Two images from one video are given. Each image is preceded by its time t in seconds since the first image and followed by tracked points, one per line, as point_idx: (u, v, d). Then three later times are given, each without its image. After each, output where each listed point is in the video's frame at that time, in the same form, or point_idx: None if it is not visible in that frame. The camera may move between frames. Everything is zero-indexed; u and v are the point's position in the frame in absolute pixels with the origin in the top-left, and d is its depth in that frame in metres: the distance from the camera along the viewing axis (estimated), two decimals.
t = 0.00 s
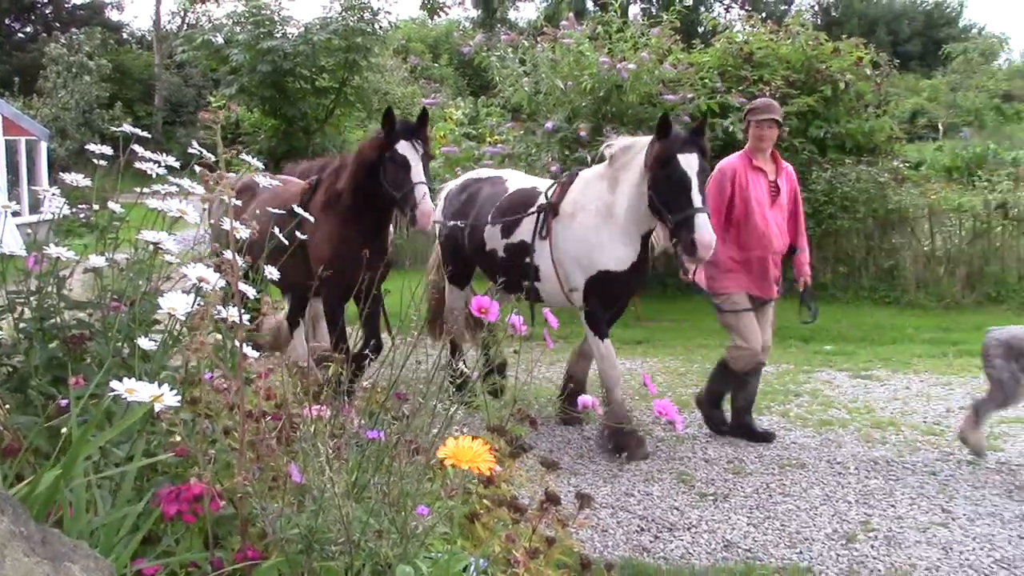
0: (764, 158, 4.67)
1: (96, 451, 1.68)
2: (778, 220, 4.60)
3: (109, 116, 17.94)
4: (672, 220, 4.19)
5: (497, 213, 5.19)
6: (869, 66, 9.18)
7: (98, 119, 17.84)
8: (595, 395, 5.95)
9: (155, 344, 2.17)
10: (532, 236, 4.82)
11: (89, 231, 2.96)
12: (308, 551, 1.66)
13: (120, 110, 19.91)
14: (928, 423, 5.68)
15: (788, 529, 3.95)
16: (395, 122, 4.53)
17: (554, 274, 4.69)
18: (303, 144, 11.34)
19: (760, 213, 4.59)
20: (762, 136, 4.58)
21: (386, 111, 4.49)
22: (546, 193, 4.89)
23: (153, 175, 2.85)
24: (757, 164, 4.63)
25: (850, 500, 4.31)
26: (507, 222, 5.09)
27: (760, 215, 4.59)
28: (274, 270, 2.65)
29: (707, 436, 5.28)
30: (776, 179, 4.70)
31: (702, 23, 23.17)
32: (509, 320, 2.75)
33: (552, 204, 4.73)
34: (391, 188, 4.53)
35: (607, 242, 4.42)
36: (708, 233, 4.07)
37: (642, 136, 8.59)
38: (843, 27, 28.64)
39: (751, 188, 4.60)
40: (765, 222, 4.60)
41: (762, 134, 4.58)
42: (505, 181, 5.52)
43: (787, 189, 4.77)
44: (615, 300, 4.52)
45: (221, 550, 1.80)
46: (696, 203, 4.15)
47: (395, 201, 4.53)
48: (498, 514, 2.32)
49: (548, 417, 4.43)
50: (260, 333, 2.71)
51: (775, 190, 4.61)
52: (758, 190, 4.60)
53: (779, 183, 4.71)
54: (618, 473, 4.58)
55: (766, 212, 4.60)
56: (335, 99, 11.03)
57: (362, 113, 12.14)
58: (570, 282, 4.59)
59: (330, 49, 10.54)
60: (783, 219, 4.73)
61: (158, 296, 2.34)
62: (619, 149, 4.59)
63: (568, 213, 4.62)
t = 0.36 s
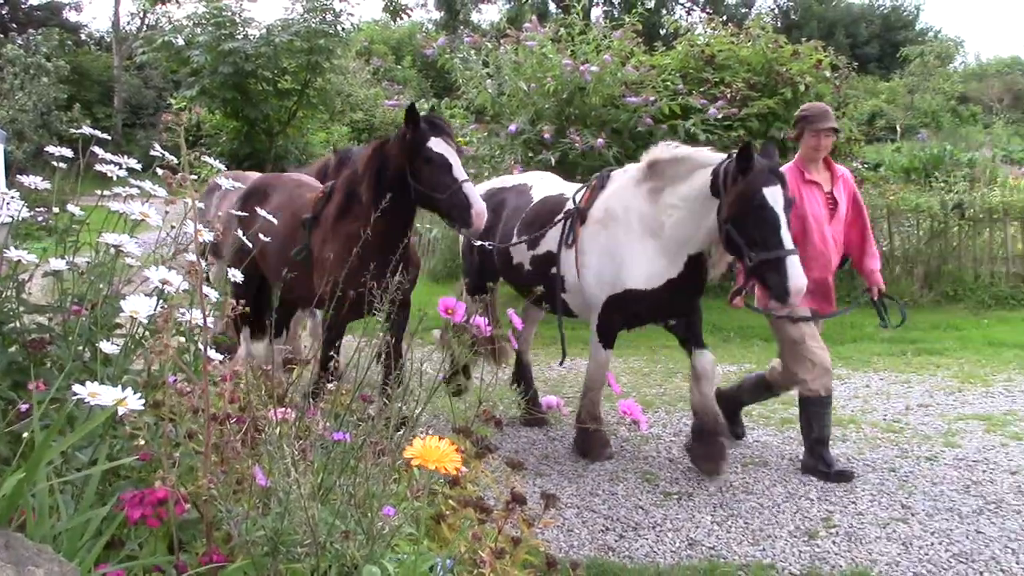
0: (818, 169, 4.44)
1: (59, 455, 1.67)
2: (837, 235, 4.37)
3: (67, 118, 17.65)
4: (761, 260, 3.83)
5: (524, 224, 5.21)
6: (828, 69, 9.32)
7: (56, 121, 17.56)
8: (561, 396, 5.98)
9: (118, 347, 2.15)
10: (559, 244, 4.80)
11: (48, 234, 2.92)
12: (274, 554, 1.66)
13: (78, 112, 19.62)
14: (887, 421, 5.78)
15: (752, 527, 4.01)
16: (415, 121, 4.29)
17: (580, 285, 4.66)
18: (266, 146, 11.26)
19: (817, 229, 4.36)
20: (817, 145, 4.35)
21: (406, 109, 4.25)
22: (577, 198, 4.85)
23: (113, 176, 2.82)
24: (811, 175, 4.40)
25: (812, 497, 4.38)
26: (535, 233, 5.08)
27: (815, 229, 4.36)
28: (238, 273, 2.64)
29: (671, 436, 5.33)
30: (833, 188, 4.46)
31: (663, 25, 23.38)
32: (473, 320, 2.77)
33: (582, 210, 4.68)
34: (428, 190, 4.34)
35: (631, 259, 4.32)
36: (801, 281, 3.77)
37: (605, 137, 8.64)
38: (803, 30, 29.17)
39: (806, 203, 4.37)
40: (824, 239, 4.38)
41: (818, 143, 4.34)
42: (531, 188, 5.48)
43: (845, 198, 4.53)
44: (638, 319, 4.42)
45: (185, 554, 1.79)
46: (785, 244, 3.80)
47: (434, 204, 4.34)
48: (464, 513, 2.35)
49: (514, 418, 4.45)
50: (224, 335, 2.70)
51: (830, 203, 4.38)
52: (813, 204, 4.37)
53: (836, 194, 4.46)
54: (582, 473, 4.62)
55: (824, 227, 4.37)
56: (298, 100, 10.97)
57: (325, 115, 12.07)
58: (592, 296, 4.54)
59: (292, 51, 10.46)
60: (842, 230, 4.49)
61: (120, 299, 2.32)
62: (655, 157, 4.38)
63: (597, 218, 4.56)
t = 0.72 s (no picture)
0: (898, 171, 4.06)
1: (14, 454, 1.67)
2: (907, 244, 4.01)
3: (23, 117, 17.34)
4: (840, 287, 3.67)
5: (557, 222, 4.83)
6: (787, 68, 9.45)
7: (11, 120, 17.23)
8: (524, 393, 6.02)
9: (75, 346, 2.15)
10: (597, 243, 4.41)
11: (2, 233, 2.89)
12: (233, 550, 1.67)
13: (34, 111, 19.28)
14: (845, 415, 5.90)
15: (713, 521, 4.07)
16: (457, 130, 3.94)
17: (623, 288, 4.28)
18: (227, 145, 11.17)
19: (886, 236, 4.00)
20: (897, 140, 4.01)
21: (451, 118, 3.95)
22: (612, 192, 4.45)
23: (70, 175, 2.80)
24: (886, 175, 4.04)
25: (772, 491, 4.45)
26: (570, 232, 4.70)
27: (886, 237, 4.00)
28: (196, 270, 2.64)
29: (634, 432, 5.39)
30: (910, 192, 4.08)
31: (625, 24, 23.56)
32: (434, 318, 2.72)
33: (619, 204, 4.27)
34: (467, 210, 4.03)
35: (692, 255, 3.91)
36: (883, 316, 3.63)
37: (568, 136, 8.69)
38: (764, 29, 29.61)
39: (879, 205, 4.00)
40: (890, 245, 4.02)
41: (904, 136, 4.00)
42: (565, 187, 5.08)
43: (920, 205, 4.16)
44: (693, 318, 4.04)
45: (143, 553, 1.79)
46: (869, 273, 3.64)
47: (471, 223, 4.04)
48: (425, 509, 2.36)
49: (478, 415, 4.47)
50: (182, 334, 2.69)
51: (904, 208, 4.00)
52: (886, 206, 4.00)
53: (912, 199, 4.08)
54: (545, 470, 4.65)
55: (893, 232, 4.01)
56: (259, 99, 10.89)
57: (287, 114, 11.98)
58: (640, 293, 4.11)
59: (253, 49, 10.38)
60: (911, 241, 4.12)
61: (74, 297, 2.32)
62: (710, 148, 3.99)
63: (639, 212, 4.14)
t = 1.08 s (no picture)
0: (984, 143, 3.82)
1: None
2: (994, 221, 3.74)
3: None
4: (922, 260, 3.36)
5: (582, 212, 4.53)
6: (739, 69, 9.61)
7: None
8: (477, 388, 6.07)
9: (22, 338, 2.16)
10: (632, 239, 4.10)
11: None
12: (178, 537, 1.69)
13: None
14: (790, 410, 6.05)
15: (660, 513, 4.16)
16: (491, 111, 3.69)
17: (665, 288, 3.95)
18: (180, 138, 11.06)
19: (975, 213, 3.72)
20: (976, 108, 3.77)
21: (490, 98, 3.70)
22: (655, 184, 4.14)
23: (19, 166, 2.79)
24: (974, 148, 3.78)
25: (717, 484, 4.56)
26: (597, 224, 4.39)
27: (973, 214, 3.71)
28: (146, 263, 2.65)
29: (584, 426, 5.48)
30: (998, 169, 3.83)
31: (583, 23, 23.73)
32: (384, 310, 2.74)
33: (662, 199, 3.97)
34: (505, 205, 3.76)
35: (742, 252, 3.61)
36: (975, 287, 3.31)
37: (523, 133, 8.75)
38: (719, 29, 30.11)
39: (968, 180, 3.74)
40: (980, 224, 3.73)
41: (978, 104, 3.77)
42: (591, 173, 4.77)
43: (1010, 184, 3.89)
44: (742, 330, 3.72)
45: (89, 542, 1.81)
46: (953, 241, 3.33)
47: (500, 213, 3.79)
48: (372, 500, 2.40)
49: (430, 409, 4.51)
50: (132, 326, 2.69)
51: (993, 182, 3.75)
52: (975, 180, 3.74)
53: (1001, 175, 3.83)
54: (496, 464, 4.71)
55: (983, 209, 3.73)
56: (213, 92, 10.79)
57: (242, 107, 11.88)
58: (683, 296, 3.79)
59: (208, 41, 10.27)
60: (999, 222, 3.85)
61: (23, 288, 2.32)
62: (774, 138, 3.78)
63: (688, 207, 3.85)
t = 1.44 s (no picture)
0: None
1: None
2: None
3: None
4: None
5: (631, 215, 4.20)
6: (686, 61, 9.74)
7: None
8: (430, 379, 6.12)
9: None
10: (681, 248, 3.81)
11: None
12: (137, 524, 1.73)
13: None
14: (739, 397, 6.21)
15: (610, 499, 4.27)
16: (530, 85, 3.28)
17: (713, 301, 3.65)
18: (126, 131, 10.94)
19: None
20: None
21: (525, 68, 3.30)
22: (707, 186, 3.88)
23: None
24: None
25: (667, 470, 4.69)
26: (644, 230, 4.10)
27: None
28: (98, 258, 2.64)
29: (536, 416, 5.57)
30: None
31: (532, 15, 23.82)
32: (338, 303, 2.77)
33: (713, 202, 3.70)
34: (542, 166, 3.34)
35: (798, 262, 3.33)
36: None
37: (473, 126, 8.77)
38: (667, 22, 30.49)
39: None
40: None
41: None
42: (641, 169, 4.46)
43: None
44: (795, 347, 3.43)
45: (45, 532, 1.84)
46: None
47: (548, 189, 3.34)
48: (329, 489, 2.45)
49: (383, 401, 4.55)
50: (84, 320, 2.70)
51: None
52: None
53: None
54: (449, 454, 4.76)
55: None
56: (160, 85, 10.66)
57: (190, 100, 11.74)
58: (726, 310, 3.55)
59: (154, 34, 10.11)
60: None
61: None
62: (843, 129, 3.44)
63: (742, 211, 3.59)
